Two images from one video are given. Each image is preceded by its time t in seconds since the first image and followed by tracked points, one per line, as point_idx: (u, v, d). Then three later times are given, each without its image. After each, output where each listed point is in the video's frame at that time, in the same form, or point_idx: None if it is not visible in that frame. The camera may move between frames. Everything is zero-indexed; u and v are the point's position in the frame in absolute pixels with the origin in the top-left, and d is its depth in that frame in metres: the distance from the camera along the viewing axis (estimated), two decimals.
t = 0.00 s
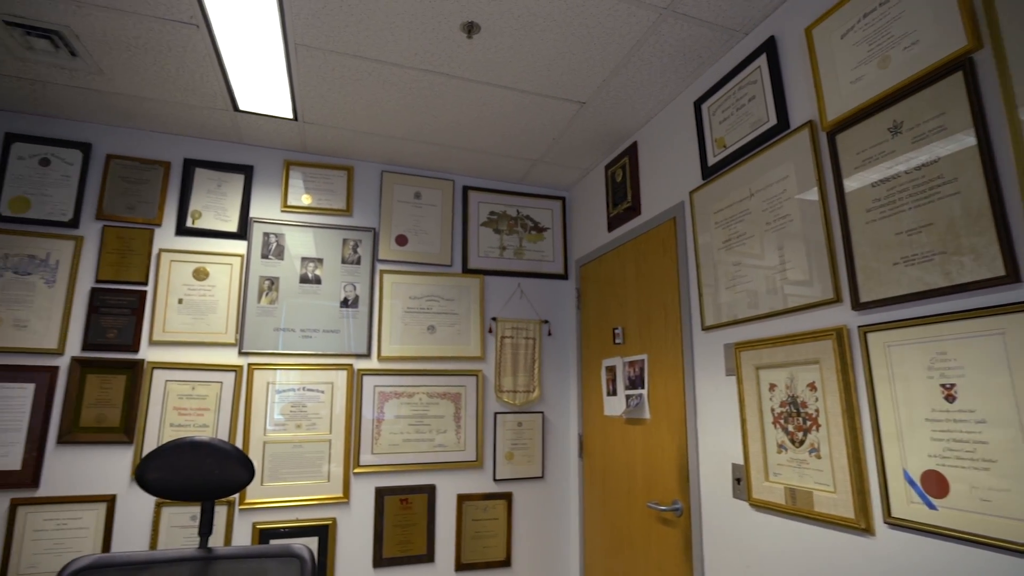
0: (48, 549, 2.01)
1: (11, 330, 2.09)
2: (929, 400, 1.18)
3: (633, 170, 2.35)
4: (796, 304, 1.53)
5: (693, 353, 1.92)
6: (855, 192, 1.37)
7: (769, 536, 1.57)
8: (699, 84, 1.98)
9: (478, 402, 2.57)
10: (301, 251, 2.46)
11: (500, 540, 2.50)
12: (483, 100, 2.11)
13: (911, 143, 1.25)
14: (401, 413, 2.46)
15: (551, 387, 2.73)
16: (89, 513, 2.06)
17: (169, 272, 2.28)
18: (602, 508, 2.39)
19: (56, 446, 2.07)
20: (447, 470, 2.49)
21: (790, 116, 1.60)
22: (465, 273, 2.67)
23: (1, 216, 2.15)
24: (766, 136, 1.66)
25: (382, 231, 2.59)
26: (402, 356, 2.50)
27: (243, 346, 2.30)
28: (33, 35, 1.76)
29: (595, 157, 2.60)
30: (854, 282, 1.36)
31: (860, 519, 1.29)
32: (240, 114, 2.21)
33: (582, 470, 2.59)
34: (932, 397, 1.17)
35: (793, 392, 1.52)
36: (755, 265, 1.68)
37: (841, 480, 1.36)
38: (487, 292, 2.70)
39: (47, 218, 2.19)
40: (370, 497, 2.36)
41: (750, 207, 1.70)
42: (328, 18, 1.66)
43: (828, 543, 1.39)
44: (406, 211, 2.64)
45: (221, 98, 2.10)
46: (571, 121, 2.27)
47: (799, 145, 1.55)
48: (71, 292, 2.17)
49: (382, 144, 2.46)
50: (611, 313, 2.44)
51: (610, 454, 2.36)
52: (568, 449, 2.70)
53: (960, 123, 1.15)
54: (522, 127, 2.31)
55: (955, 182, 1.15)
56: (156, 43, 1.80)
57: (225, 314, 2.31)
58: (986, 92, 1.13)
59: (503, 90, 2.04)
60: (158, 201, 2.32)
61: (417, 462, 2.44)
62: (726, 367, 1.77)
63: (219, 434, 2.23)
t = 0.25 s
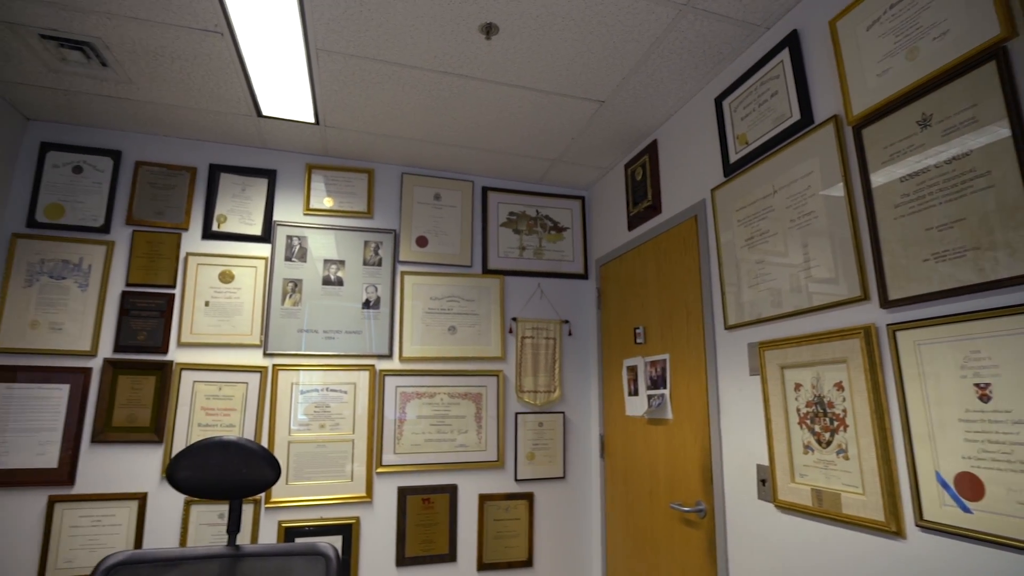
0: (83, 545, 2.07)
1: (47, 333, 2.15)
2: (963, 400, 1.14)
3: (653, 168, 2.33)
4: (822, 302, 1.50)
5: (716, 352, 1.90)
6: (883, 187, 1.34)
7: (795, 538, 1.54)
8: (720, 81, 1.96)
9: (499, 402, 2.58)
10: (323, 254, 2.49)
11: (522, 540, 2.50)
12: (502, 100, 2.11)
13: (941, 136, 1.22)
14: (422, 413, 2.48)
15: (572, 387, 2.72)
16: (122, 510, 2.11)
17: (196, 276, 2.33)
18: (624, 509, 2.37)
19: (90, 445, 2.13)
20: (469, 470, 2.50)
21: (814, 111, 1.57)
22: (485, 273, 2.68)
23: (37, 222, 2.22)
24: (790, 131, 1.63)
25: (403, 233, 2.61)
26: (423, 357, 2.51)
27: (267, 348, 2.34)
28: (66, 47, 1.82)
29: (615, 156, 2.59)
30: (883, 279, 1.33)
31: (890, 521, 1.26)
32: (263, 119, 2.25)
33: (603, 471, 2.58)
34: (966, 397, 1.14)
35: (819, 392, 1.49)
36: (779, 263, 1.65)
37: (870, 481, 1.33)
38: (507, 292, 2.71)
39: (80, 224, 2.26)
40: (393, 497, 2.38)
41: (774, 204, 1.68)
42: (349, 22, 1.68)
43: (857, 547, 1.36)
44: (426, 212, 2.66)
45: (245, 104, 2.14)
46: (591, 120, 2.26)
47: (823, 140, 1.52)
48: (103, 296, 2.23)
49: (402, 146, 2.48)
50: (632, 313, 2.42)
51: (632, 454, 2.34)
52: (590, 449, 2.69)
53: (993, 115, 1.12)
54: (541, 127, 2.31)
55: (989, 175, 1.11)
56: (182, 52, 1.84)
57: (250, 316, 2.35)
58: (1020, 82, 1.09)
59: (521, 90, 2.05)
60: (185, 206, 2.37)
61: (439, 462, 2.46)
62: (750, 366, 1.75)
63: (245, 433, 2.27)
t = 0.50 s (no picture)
0: (113, 542, 2.12)
1: (77, 335, 2.21)
2: (995, 400, 1.11)
3: (672, 167, 2.31)
4: (846, 300, 1.47)
5: (738, 352, 1.87)
6: (909, 182, 1.31)
7: (821, 540, 1.52)
8: (740, 77, 1.94)
9: (518, 402, 2.58)
10: (343, 256, 2.52)
11: (542, 541, 2.50)
12: (519, 101, 2.11)
13: (970, 129, 1.19)
14: (442, 413, 2.49)
15: (591, 387, 2.71)
16: (150, 508, 2.16)
17: (220, 278, 2.37)
18: (645, 510, 2.36)
19: (119, 444, 2.18)
20: (489, 470, 2.50)
21: (836, 106, 1.55)
22: (503, 274, 2.69)
23: (68, 228, 2.28)
24: (812, 127, 1.60)
25: (422, 235, 2.62)
26: (442, 357, 2.53)
27: (289, 349, 2.38)
28: (95, 57, 1.87)
29: (633, 155, 2.57)
30: (910, 276, 1.30)
31: (919, 524, 1.23)
32: (284, 123, 2.28)
33: (623, 471, 2.56)
34: (998, 397, 1.11)
35: (844, 392, 1.46)
36: (802, 261, 1.62)
37: (898, 483, 1.30)
38: (526, 292, 2.71)
39: (108, 228, 2.32)
40: (413, 496, 2.40)
41: (796, 200, 1.65)
42: (367, 26, 1.70)
43: (884, 550, 1.33)
44: (445, 213, 2.68)
45: (266, 109, 2.17)
46: (608, 118, 2.25)
47: (847, 135, 1.49)
48: (131, 298, 2.29)
49: (420, 148, 2.50)
50: (651, 312, 2.40)
51: (652, 455, 2.32)
52: (609, 450, 2.68)
53: None
54: (558, 126, 2.30)
55: (1020, 168, 1.08)
56: (205, 59, 1.87)
57: (272, 318, 2.39)
58: None
59: (538, 90, 2.04)
60: (208, 210, 2.41)
61: (459, 462, 2.47)
62: (773, 366, 1.72)
63: (269, 433, 2.30)
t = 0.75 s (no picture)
0: (142, 539, 2.17)
1: (107, 337, 2.27)
2: None
3: (691, 165, 2.29)
4: (871, 298, 1.44)
5: (760, 351, 1.85)
6: (936, 177, 1.28)
7: (846, 543, 1.49)
8: (760, 73, 1.91)
9: (538, 402, 2.58)
10: (363, 257, 2.55)
11: (562, 541, 2.49)
12: (536, 101, 2.11)
13: (1000, 121, 1.15)
14: (461, 413, 2.50)
15: (610, 387, 2.70)
16: (177, 506, 2.21)
17: (243, 281, 2.41)
18: (666, 511, 2.34)
19: (148, 444, 2.23)
20: (508, 470, 2.51)
21: (860, 100, 1.52)
22: (522, 274, 2.69)
23: (97, 233, 2.34)
24: (834, 122, 1.58)
25: (440, 236, 2.64)
26: (461, 358, 2.53)
27: (311, 350, 2.41)
28: (122, 65, 1.92)
29: (651, 153, 2.55)
30: (938, 273, 1.27)
31: (950, 527, 1.20)
32: (304, 127, 2.31)
33: (643, 472, 2.54)
34: None
35: (870, 392, 1.43)
36: (825, 258, 1.59)
37: (928, 485, 1.27)
38: (544, 293, 2.71)
39: (135, 233, 2.37)
40: (434, 496, 2.41)
41: (818, 197, 1.62)
42: (385, 29, 1.71)
43: (913, 553, 1.30)
44: (463, 214, 2.69)
45: (287, 114, 2.21)
46: (626, 117, 2.24)
47: (871, 130, 1.46)
48: (157, 301, 2.34)
49: (438, 150, 2.51)
50: (671, 312, 2.38)
51: (673, 455, 2.30)
52: (629, 450, 2.66)
53: None
54: (575, 126, 2.30)
55: None
56: (228, 65, 1.91)
57: (294, 319, 2.42)
58: None
59: (554, 90, 2.04)
60: (231, 214, 2.46)
61: (478, 462, 2.47)
62: (796, 365, 1.69)
63: (291, 433, 2.34)
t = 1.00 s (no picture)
0: (168, 537, 2.21)
1: (133, 339, 2.32)
2: None
3: (709, 162, 2.27)
4: (896, 296, 1.41)
5: (781, 350, 1.82)
6: (964, 171, 1.25)
7: (872, 546, 1.46)
8: (779, 68, 1.88)
9: (556, 403, 2.57)
10: (381, 259, 2.57)
11: (581, 542, 2.49)
12: (553, 100, 2.11)
13: None
14: (479, 413, 2.51)
15: (629, 387, 2.68)
16: (202, 504, 2.25)
17: (264, 283, 2.45)
18: (686, 512, 2.32)
19: (173, 444, 2.28)
20: (527, 470, 2.51)
21: (883, 94, 1.49)
22: (539, 274, 2.69)
23: (123, 237, 2.39)
24: (857, 117, 1.55)
25: (458, 237, 2.65)
26: (479, 358, 2.54)
27: (331, 350, 2.44)
28: (146, 73, 1.96)
29: (668, 151, 2.53)
30: (966, 269, 1.23)
31: (981, 530, 1.17)
32: (323, 130, 2.34)
33: (663, 473, 2.53)
34: None
35: (896, 392, 1.40)
36: (848, 256, 1.57)
37: (957, 487, 1.24)
38: (561, 293, 2.70)
39: (160, 236, 2.42)
40: (453, 496, 2.42)
41: (841, 193, 1.60)
42: (402, 32, 1.72)
43: (942, 556, 1.28)
44: (480, 215, 2.69)
45: (306, 117, 2.23)
46: (643, 115, 2.23)
47: (895, 124, 1.43)
48: (181, 303, 2.38)
49: (455, 151, 2.52)
50: (690, 311, 2.36)
51: (693, 456, 2.28)
52: (648, 450, 2.65)
53: None
54: (592, 125, 2.29)
55: None
56: (248, 70, 1.94)
57: (314, 321, 2.45)
58: None
59: (570, 89, 2.04)
60: (252, 217, 2.50)
61: (497, 462, 2.48)
62: (819, 365, 1.66)
63: (312, 433, 2.36)
